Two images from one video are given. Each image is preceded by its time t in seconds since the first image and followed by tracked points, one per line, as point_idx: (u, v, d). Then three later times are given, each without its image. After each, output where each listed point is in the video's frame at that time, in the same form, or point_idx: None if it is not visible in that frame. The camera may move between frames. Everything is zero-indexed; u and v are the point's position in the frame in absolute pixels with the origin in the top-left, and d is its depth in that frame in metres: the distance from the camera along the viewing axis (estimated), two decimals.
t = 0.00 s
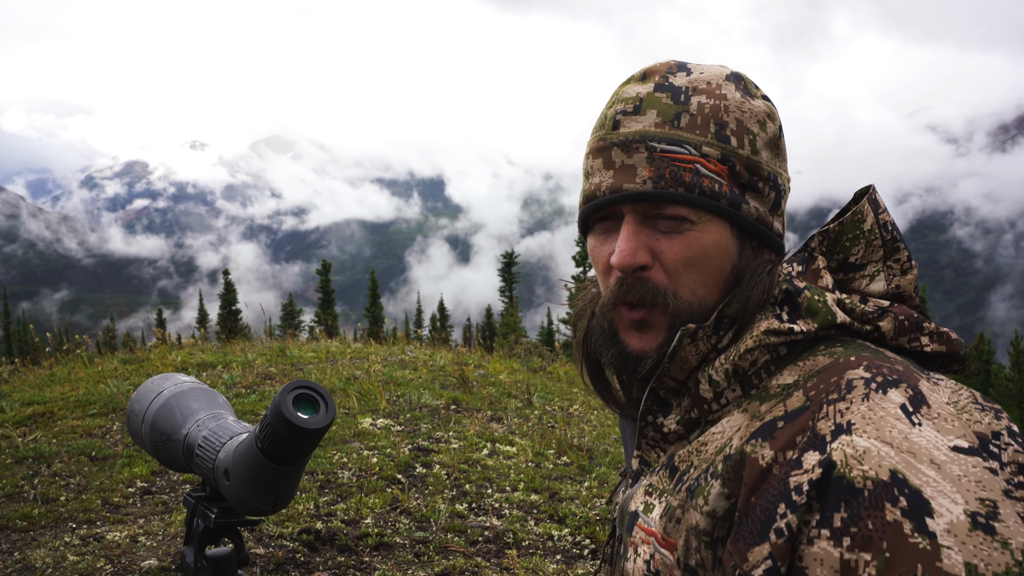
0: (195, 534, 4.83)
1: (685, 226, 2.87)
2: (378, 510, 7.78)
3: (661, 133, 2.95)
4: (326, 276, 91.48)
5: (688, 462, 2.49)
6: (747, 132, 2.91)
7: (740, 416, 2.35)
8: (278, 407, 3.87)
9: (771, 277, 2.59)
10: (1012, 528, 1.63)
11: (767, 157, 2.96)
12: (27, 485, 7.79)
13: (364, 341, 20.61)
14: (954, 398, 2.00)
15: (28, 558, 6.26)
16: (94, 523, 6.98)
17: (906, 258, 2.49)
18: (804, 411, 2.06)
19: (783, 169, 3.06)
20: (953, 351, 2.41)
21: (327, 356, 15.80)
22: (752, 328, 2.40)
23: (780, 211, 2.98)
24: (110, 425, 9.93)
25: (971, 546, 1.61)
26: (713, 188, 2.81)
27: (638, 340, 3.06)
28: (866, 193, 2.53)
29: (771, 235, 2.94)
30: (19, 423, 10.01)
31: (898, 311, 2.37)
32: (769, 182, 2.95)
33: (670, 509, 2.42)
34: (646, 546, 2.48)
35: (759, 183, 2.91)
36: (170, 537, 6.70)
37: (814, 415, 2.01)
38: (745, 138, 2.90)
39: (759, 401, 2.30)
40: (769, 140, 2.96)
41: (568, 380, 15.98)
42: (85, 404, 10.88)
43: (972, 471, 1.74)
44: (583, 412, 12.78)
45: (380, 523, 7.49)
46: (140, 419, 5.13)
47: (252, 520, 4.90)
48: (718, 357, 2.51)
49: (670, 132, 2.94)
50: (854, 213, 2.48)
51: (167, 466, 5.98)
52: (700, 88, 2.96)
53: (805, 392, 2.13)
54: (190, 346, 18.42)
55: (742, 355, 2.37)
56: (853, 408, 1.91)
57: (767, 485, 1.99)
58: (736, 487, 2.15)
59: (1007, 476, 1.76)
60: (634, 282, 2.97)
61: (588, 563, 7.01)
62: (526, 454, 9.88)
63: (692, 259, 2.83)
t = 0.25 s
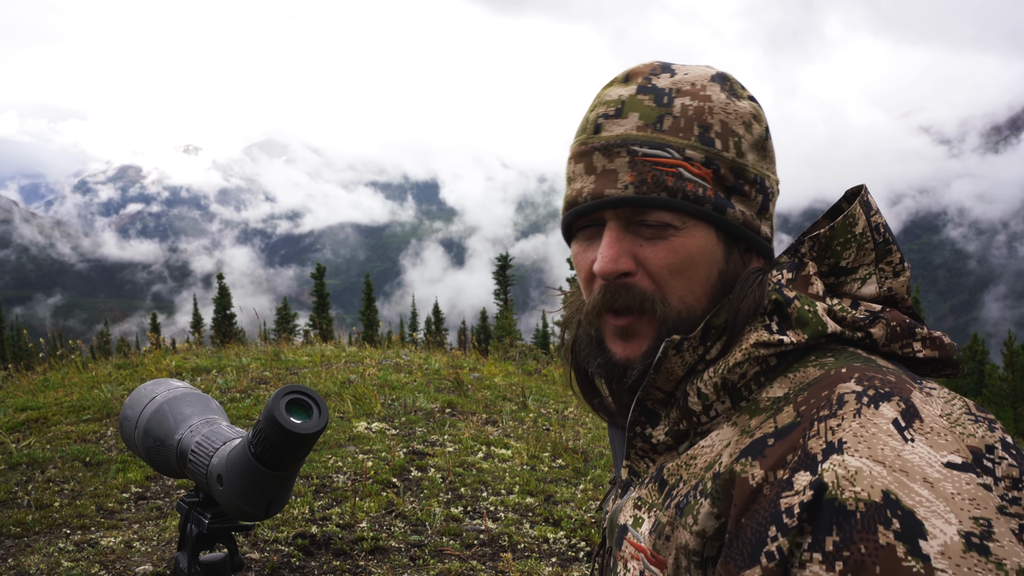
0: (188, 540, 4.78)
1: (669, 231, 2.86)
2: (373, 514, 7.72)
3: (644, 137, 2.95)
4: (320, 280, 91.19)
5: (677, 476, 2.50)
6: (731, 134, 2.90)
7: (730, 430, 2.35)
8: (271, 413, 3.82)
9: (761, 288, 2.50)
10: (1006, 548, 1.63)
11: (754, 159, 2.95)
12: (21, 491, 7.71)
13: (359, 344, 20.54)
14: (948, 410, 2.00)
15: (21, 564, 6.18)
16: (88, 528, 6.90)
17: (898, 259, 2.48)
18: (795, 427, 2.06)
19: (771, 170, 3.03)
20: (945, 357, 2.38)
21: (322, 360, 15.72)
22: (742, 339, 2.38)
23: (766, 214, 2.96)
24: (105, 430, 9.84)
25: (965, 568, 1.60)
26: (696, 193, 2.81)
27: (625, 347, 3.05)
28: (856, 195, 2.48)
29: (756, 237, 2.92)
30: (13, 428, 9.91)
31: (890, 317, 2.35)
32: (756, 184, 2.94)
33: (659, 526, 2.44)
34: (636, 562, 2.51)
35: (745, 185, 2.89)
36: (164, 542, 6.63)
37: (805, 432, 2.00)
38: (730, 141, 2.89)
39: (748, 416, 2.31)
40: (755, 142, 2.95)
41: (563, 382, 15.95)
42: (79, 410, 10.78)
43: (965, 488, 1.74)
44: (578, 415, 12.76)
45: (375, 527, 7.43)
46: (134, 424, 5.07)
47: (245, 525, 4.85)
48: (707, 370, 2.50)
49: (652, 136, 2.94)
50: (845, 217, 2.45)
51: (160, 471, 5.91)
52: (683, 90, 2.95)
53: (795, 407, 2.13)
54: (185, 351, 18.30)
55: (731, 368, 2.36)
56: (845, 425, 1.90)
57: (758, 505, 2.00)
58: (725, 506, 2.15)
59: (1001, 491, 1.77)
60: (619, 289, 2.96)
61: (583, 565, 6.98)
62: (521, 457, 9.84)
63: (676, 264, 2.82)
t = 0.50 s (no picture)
0: (186, 544, 4.75)
1: (620, 235, 2.57)
2: (373, 517, 7.69)
3: (584, 147, 2.72)
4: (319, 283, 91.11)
5: (677, 481, 2.45)
6: (675, 130, 2.58)
7: (731, 435, 2.30)
8: (268, 416, 3.80)
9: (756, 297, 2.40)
10: (1012, 557, 1.64)
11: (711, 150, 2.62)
12: (20, 495, 7.66)
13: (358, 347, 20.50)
14: (951, 415, 2.00)
15: (21, 569, 6.12)
16: (87, 533, 6.85)
17: (897, 260, 2.48)
18: (798, 434, 2.02)
19: (732, 161, 2.67)
20: (948, 359, 2.36)
21: (320, 363, 15.67)
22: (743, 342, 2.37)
23: (730, 205, 2.59)
24: (104, 434, 9.79)
25: None
26: (643, 193, 2.51)
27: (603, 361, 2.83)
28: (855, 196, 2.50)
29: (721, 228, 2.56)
30: (12, 433, 9.85)
31: (890, 319, 2.37)
32: (710, 177, 2.59)
33: (660, 532, 2.40)
34: (636, 568, 2.48)
35: (697, 179, 2.55)
36: (164, 546, 6.59)
37: (808, 439, 1.97)
38: (674, 137, 2.58)
39: (750, 421, 2.26)
40: (704, 135, 2.61)
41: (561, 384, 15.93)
42: (78, 414, 10.73)
43: (972, 496, 1.74)
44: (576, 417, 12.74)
45: (374, 530, 7.39)
46: (131, 429, 5.04)
47: (244, 529, 4.82)
48: (705, 371, 2.42)
49: (592, 143, 2.68)
50: (843, 218, 2.48)
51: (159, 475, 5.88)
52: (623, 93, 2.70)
53: (797, 413, 2.10)
54: (183, 354, 18.24)
55: (732, 372, 2.33)
56: (849, 432, 1.88)
57: (761, 513, 1.96)
58: (728, 514, 2.12)
59: (1007, 498, 1.77)
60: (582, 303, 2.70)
61: (583, 568, 6.95)
62: (519, 460, 9.82)
63: (632, 269, 2.52)
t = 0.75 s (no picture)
0: (187, 547, 4.75)
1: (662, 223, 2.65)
2: (375, 519, 7.68)
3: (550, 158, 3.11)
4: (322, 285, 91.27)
5: (681, 478, 2.42)
6: (586, 148, 2.79)
7: (734, 432, 2.28)
8: (267, 419, 3.80)
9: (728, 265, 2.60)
10: (1012, 555, 1.63)
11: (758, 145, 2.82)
12: (22, 499, 7.67)
13: (361, 349, 20.51)
14: (954, 416, 1.98)
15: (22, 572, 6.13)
16: (88, 536, 6.86)
17: (908, 265, 2.47)
18: (800, 433, 2.02)
19: (642, 172, 2.64)
20: (954, 362, 2.37)
21: (323, 365, 15.69)
22: (743, 337, 2.30)
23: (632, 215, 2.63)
24: (106, 437, 9.81)
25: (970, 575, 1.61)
26: (557, 207, 2.90)
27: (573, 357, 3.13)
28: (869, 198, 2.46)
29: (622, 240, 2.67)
30: (14, 436, 9.87)
31: (897, 321, 2.36)
32: (613, 190, 2.69)
33: (664, 529, 2.38)
34: (640, 566, 2.45)
35: (599, 193, 2.71)
36: (166, 550, 6.59)
37: (809, 438, 1.97)
38: (583, 155, 2.80)
39: (753, 418, 2.25)
40: (607, 150, 2.71)
41: (564, 387, 15.91)
42: (80, 417, 10.75)
43: (972, 495, 1.73)
44: (579, 419, 12.71)
45: (376, 533, 7.39)
46: (131, 432, 5.04)
47: (244, 532, 4.81)
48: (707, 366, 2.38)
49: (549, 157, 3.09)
50: (855, 220, 2.43)
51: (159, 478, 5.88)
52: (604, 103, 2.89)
53: (801, 412, 2.09)
54: (186, 357, 18.26)
55: (735, 368, 2.27)
56: (850, 430, 1.89)
57: (762, 510, 1.96)
58: (730, 511, 2.12)
59: (1008, 498, 1.75)
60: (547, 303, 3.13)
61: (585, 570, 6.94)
62: (522, 462, 9.80)
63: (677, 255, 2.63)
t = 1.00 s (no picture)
0: (182, 548, 4.75)
1: (748, 210, 2.81)
2: (375, 524, 7.66)
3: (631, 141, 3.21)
4: (328, 290, 91.59)
5: (721, 462, 2.46)
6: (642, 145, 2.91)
7: (778, 419, 2.30)
8: (262, 422, 3.80)
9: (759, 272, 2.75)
10: None
11: (827, 156, 2.94)
12: (23, 500, 7.70)
13: (364, 355, 20.54)
14: (995, 424, 1.97)
15: (22, 572, 6.14)
16: (89, 537, 6.87)
17: (955, 281, 2.40)
18: (845, 420, 2.03)
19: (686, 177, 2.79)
20: (996, 381, 2.28)
21: (326, 370, 15.73)
22: (797, 331, 2.32)
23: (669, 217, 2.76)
24: (109, 439, 9.85)
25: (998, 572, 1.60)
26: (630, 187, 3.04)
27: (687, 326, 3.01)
28: (923, 213, 2.45)
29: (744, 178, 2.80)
30: (18, 437, 9.92)
31: (943, 333, 2.29)
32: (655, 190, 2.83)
33: (700, 507, 2.43)
34: (671, 541, 2.52)
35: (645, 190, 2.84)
36: (166, 552, 6.60)
37: (854, 424, 1.98)
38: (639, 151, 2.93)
39: (797, 407, 2.26)
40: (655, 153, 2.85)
41: (567, 394, 15.87)
42: (83, 419, 10.81)
43: (1006, 499, 1.73)
44: (581, 426, 12.65)
45: (376, 537, 7.36)
46: (129, 433, 5.06)
47: (239, 534, 4.80)
48: (760, 357, 2.43)
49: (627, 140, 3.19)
50: (908, 232, 2.44)
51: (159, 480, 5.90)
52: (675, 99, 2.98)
53: (845, 400, 2.09)
54: (190, 361, 18.34)
55: (785, 358, 2.31)
56: (893, 421, 1.89)
57: (802, 488, 1.99)
58: (770, 488, 2.15)
59: None
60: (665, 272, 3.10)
61: None
62: (523, 469, 9.76)
63: (754, 243, 2.77)
